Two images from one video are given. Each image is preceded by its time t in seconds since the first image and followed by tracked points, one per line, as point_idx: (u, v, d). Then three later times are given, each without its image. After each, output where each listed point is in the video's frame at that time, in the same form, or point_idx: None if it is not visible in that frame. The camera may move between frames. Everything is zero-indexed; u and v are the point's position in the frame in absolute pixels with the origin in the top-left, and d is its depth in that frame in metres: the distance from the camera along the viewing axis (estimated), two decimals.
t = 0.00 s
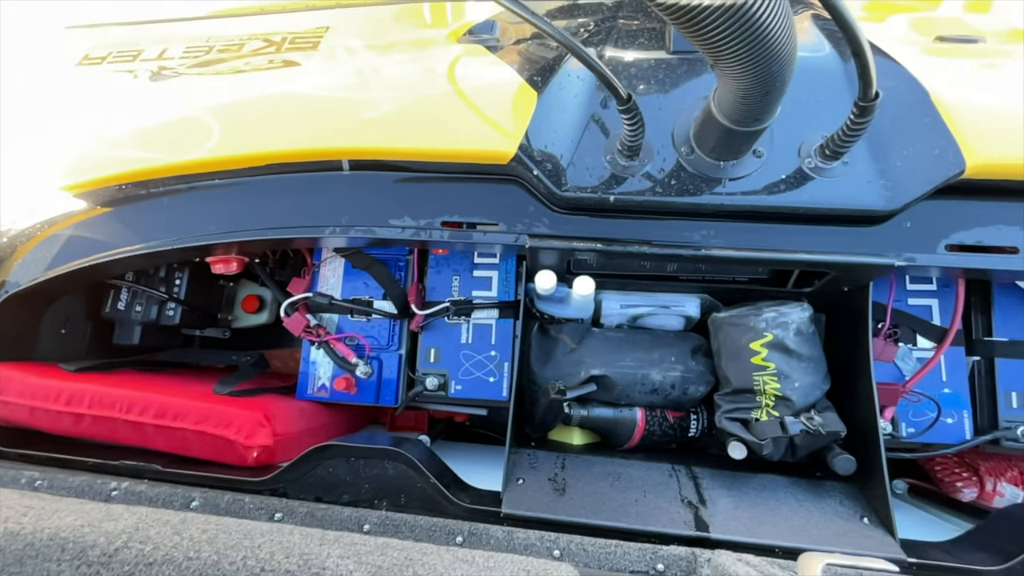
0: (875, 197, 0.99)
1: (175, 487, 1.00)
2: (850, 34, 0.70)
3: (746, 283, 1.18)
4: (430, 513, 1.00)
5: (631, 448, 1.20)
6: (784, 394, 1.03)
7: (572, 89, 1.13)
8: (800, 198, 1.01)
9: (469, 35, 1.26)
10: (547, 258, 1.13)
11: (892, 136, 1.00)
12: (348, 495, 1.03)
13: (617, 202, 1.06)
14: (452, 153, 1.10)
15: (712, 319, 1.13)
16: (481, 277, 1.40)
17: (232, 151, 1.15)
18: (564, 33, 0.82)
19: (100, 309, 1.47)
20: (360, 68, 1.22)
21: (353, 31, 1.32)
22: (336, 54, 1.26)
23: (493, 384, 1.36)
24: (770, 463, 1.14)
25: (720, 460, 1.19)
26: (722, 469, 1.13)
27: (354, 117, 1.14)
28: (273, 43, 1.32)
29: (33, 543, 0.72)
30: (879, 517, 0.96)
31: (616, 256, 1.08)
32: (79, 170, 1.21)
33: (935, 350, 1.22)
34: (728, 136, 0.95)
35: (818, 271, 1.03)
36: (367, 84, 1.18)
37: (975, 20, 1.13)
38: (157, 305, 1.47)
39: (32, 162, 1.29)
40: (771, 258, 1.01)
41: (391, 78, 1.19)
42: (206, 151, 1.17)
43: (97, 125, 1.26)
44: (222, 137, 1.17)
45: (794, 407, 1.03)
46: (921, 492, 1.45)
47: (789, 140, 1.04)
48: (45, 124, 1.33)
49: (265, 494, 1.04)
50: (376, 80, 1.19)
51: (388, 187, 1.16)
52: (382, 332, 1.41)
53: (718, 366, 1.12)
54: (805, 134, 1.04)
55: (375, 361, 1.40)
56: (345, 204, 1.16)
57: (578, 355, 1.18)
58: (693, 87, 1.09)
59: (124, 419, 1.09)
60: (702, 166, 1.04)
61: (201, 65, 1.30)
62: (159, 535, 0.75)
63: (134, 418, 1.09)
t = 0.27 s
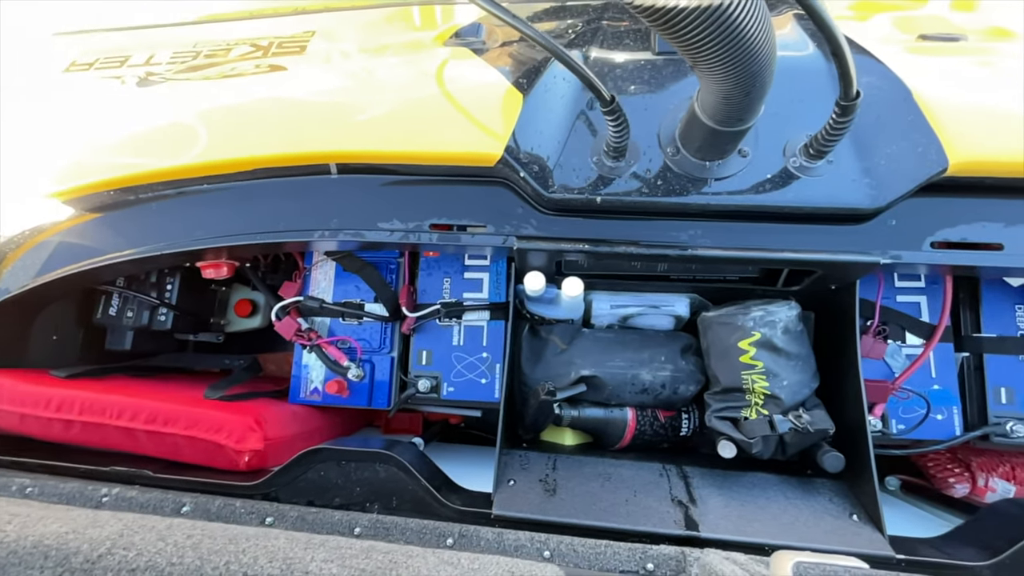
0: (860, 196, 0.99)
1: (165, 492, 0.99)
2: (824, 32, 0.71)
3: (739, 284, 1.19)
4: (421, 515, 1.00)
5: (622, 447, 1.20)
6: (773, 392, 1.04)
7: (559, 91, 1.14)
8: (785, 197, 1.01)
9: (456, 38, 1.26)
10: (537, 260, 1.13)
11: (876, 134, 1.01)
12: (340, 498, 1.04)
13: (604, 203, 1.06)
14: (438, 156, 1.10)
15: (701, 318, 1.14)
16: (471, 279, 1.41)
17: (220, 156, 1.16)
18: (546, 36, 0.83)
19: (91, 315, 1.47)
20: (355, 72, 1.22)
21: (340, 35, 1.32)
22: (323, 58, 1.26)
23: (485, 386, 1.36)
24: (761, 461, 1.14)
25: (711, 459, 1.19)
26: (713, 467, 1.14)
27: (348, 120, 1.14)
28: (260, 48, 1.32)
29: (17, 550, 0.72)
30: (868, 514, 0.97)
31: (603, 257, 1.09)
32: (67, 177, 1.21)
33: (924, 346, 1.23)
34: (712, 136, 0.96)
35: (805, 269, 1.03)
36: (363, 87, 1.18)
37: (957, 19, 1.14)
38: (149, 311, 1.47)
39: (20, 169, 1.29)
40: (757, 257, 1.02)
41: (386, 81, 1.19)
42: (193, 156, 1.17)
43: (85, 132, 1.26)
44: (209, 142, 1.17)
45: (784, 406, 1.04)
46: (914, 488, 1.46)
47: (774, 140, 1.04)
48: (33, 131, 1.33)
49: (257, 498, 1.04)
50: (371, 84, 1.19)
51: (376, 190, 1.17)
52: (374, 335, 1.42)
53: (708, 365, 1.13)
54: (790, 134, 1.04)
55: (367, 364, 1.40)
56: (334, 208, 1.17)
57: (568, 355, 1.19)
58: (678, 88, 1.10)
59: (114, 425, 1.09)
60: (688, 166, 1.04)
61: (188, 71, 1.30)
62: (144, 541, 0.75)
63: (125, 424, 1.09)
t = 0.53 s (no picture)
0: (847, 194, 1.00)
1: (157, 496, 0.99)
2: (806, 31, 0.71)
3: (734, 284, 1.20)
4: (413, 517, 1.00)
5: (615, 447, 1.21)
6: (763, 391, 1.04)
7: (547, 92, 1.14)
8: (773, 197, 1.02)
9: (445, 40, 1.27)
10: (527, 261, 1.13)
11: (862, 132, 1.01)
12: (332, 500, 1.04)
13: (593, 204, 1.07)
14: (428, 158, 1.10)
15: (691, 317, 1.14)
16: (464, 280, 1.41)
17: (210, 159, 1.16)
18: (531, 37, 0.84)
19: (84, 320, 1.47)
20: (352, 74, 1.22)
21: (330, 38, 1.33)
22: (313, 62, 1.27)
23: (478, 387, 1.36)
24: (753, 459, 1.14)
25: (703, 458, 1.19)
26: (706, 466, 1.14)
27: (347, 121, 1.14)
28: (250, 52, 1.32)
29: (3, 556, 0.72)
30: (858, 511, 0.97)
31: (593, 258, 1.09)
32: (58, 182, 1.22)
33: (914, 344, 1.23)
34: (700, 136, 0.96)
35: (794, 268, 1.04)
36: (360, 88, 1.19)
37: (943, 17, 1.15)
38: (142, 315, 1.48)
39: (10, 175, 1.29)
40: (747, 256, 1.02)
41: (382, 83, 1.19)
42: (184, 160, 1.17)
43: (75, 137, 1.26)
44: (200, 146, 1.17)
45: (774, 404, 1.04)
46: (907, 485, 1.47)
47: (762, 139, 1.05)
48: (23, 136, 1.33)
49: (249, 501, 1.04)
50: (369, 85, 1.19)
51: (366, 193, 1.17)
52: (367, 337, 1.42)
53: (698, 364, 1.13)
54: (777, 133, 1.04)
55: (360, 366, 1.40)
56: (325, 211, 1.17)
57: (560, 356, 1.19)
58: (667, 89, 1.11)
59: (106, 430, 1.09)
60: (676, 166, 1.05)
61: (178, 75, 1.30)
62: (130, 545, 0.76)
63: (117, 428, 1.09)
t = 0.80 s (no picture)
0: (833, 193, 1.00)
1: (150, 502, 0.99)
2: (786, 31, 0.71)
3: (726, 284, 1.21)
4: (406, 519, 1.00)
5: (607, 447, 1.21)
6: (753, 389, 1.04)
7: (535, 93, 1.15)
8: (760, 196, 1.02)
9: (433, 43, 1.28)
10: (517, 263, 1.14)
11: (847, 130, 1.02)
12: (325, 503, 1.03)
13: (581, 205, 1.07)
14: (416, 161, 1.11)
15: (681, 317, 1.14)
16: (456, 282, 1.42)
17: (199, 165, 1.16)
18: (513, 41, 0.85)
19: (77, 326, 1.47)
20: (344, 78, 1.22)
21: (319, 42, 1.33)
22: (301, 66, 1.27)
23: (471, 388, 1.37)
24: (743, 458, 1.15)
25: (695, 457, 1.20)
26: (697, 465, 1.15)
27: (342, 124, 1.15)
28: (239, 56, 1.33)
29: None
30: (847, 508, 0.97)
31: (582, 258, 1.09)
32: (48, 189, 1.22)
33: (903, 340, 1.24)
34: (686, 137, 0.97)
35: (782, 266, 1.04)
36: (352, 92, 1.19)
37: (926, 16, 1.16)
38: (135, 320, 1.48)
39: None
40: (735, 256, 1.03)
41: (374, 86, 1.19)
42: (173, 165, 1.17)
43: (65, 143, 1.26)
44: (189, 151, 1.18)
45: (764, 402, 1.04)
46: (900, 481, 1.47)
47: (749, 139, 1.05)
48: (13, 143, 1.33)
49: (242, 505, 1.04)
50: (362, 88, 1.19)
51: (356, 197, 1.17)
52: (360, 340, 1.42)
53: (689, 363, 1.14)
54: (763, 133, 1.05)
55: (353, 369, 1.40)
56: (315, 215, 1.18)
57: (550, 356, 1.19)
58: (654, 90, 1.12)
59: (98, 436, 1.09)
60: (663, 166, 1.05)
61: (167, 81, 1.30)
62: (117, 550, 0.76)
63: (108, 434, 1.09)
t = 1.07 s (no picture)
0: (817, 191, 1.01)
1: (140, 506, 0.99)
2: (763, 28, 0.71)
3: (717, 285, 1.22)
4: (396, 521, 1.00)
5: (597, 447, 1.22)
6: (741, 388, 1.05)
7: (522, 95, 1.15)
8: (747, 195, 1.03)
9: (421, 46, 1.28)
10: (506, 264, 1.14)
11: (831, 129, 1.02)
12: (315, 506, 1.04)
13: (569, 206, 1.07)
14: (404, 164, 1.11)
15: (669, 317, 1.15)
16: (447, 284, 1.42)
17: (188, 169, 1.17)
18: (496, 45, 0.86)
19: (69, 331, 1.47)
20: (333, 81, 1.23)
21: (307, 46, 1.34)
22: (289, 70, 1.27)
23: (462, 390, 1.37)
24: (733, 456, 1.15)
25: (686, 456, 1.20)
26: (687, 464, 1.15)
27: (339, 127, 1.15)
28: (227, 61, 1.33)
29: None
30: (835, 506, 0.98)
31: (570, 259, 1.10)
32: (38, 195, 1.22)
33: (892, 337, 1.24)
34: (671, 138, 0.98)
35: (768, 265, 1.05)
36: (340, 95, 1.19)
37: (910, 15, 1.17)
38: (126, 325, 1.48)
39: None
40: (721, 255, 1.03)
41: (362, 89, 1.20)
42: (161, 170, 1.18)
43: (54, 148, 1.26)
44: (177, 156, 1.18)
45: (751, 401, 1.05)
46: (892, 478, 1.48)
47: (735, 139, 1.06)
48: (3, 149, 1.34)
49: (233, 509, 1.04)
50: (350, 91, 1.20)
51: (344, 200, 1.18)
52: (351, 343, 1.43)
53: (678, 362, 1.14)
54: (749, 133, 1.06)
55: (344, 372, 1.41)
56: (304, 218, 1.18)
57: (540, 357, 1.20)
58: (640, 91, 1.13)
59: (88, 441, 1.09)
60: (650, 166, 1.06)
61: (156, 86, 1.31)
62: (101, 555, 0.76)
63: (99, 439, 1.09)
